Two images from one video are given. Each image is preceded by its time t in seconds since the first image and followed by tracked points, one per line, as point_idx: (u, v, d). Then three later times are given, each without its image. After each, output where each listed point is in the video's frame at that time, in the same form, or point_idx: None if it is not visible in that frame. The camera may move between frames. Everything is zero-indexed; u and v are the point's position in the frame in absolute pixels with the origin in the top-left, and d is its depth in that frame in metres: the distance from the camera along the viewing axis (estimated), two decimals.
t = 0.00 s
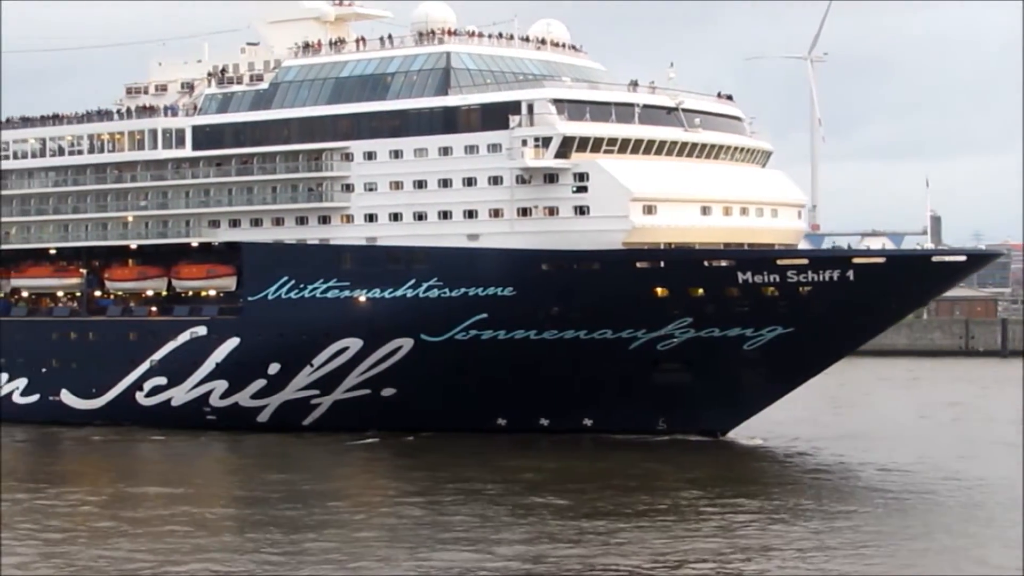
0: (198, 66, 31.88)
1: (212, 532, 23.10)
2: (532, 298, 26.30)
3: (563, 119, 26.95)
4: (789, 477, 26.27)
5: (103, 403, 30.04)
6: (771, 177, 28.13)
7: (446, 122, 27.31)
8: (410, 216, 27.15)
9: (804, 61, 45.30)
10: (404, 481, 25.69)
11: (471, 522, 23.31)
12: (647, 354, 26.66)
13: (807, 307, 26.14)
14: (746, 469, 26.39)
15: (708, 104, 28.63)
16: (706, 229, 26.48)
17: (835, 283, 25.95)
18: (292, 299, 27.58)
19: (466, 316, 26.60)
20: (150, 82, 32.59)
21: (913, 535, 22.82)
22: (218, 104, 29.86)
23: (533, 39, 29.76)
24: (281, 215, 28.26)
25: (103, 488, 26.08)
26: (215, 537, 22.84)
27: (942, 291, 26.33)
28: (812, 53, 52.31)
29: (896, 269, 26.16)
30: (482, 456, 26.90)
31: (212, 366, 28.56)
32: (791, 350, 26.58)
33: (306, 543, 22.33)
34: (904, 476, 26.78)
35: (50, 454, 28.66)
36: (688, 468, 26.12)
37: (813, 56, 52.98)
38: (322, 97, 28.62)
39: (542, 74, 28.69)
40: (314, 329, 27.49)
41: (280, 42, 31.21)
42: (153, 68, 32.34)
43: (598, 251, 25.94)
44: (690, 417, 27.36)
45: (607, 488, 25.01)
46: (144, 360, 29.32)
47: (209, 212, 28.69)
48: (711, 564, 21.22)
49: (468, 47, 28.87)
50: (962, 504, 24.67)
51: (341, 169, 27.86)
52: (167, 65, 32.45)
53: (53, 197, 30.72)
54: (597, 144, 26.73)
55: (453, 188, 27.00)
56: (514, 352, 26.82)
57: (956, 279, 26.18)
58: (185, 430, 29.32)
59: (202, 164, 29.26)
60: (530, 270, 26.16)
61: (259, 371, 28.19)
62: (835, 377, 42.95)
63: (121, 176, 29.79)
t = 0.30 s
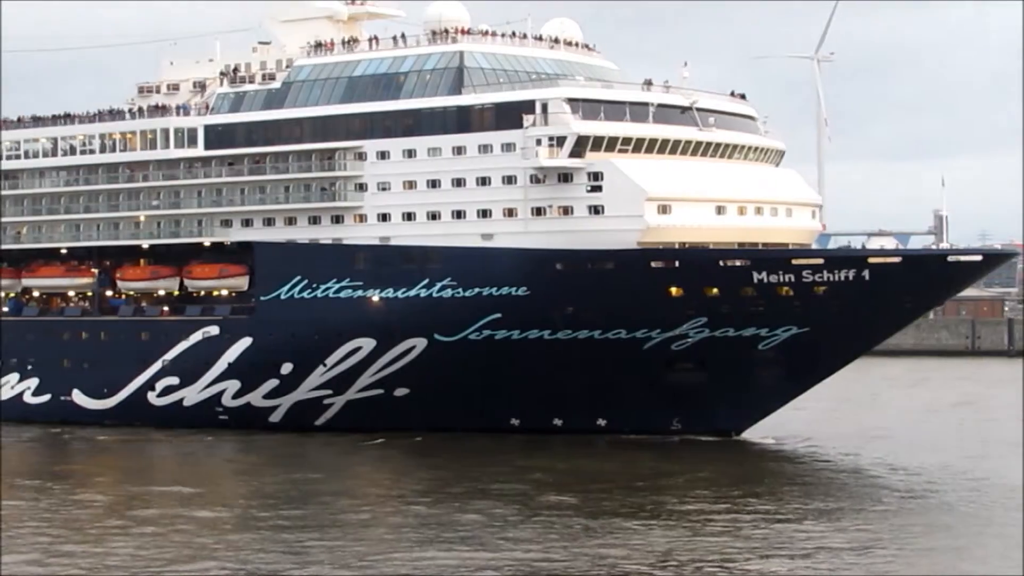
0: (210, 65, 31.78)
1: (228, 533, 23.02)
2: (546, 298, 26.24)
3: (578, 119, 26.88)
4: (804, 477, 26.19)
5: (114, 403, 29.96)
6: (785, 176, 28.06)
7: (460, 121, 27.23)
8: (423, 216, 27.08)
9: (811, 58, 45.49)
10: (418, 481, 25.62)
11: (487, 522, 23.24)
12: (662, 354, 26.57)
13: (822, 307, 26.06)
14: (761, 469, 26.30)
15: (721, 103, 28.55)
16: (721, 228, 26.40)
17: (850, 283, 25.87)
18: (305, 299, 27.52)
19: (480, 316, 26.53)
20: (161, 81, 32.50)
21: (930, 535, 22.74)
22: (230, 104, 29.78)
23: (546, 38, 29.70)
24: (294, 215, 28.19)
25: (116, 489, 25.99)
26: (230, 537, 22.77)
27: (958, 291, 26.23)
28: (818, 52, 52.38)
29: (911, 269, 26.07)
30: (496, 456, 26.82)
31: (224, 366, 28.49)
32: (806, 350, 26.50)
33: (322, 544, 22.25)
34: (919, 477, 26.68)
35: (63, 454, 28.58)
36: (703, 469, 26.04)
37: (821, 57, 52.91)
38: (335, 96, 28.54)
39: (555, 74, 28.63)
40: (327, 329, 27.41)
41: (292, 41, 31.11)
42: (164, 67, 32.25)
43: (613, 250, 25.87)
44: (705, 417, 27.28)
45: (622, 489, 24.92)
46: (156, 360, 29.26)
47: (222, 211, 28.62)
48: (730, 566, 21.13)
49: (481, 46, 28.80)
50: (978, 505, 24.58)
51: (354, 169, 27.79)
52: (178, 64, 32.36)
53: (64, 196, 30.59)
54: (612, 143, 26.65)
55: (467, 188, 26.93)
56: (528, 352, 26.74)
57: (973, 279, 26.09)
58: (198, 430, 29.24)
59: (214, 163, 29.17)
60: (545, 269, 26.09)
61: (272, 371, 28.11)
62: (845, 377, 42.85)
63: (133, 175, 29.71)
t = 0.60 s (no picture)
0: (222, 65, 31.71)
1: (241, 533, 22.95)
2: (560, 298, 26.18)
3: (591, 118, 26.84)
4: (819, 477, 26.11)
5: (126, 403, 29.90)
6: (799, 176, 28.01)
7: (474, 121, 27.18)
8: (437, 216, 27.03)
9: (819, 56, 45.74)
10: (431, 481, 25.55)
11: (501, 522, 23.18)
12: (676, 354, 26.51)
13: (837, 307, 26.01)
14: (775, 469, 26.23)
15: (735, 102, 28.52)
16: (735, 228, 26.35)
17: (866, 282, 25.82)
18: (317, 299, 27.46)
19: (494, 316, 26.47)
20: (173, 81, 32.43)
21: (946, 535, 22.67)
22: (243, 103, 29.72)
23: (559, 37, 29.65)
24: (307, 214, 28.12)
25: (128, 488, 25.94)
26: (244, 537, 22.71)
27: (974, 291, 26.16)
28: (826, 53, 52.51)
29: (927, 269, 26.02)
30: (509, 456, 26.76)
31: (236, 366, 28.43)
32: (821, 350, 26.44)
33: (336, 544, 22.20)
34: (934, 476, 26.61)
35: (74, 454, 28.52)
36: (718, 468, 25.97)
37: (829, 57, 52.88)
38: (348, 96, 28.49)
39: (569, 73, 28.58)
40: (339, 329, 27.35)
41: (305, 41, 31.04)
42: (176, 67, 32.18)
43: (627, 250, 25.82)
44: (719, 417, 27.21)
45: (637, 488, 24.87)
46: (168, 360, 29.20)
47: (235, 211, 28.57)
48: (746, 565, 21.07)
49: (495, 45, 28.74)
50: (993, 505, 24.51)
51: (367, 168, 27.75)
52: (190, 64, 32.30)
53: (76, 196, 30.52)
54: (626, 143, 26.61)
55: (481, 187, 26.88)
56: (542, 352, 26.68)
57: (988, 280, 26.02)
58: (210, 430, 29.18)
59: (226, 162, 29.10)
60: (558, 269, 26.05)
61: (284, 371, 28.05)
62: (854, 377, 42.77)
63: (145, 175, 29.65)
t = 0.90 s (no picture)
0: (234, 64, 31.63)
1: (256, 533, 22.90)
2: (575, 298, 26.13)
3: (606, 117, 26.78)
4: (834, 476, 26.04)
5: (138, 404, 29.84)
6: (813, 175, 27.95)
7: (488, 120, 27.11)
8: (451, 215, 26.98)
9: (828, 55, 45.79)
10: (446, 481, 25.49)
11: (517, 522, 23.12)
12: (691, 354, 26.44)
13: (852, 307, 25.95)
14: (790, 469, 26.16)
15: (749, 101, 28.46)
16: (750, 227, 26.29)
17: (881, 282, 25.76)
18: (331, 299, 27.40)
19: (508, 316, 26.40)
20: (185, 80, 32.35)
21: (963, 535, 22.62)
22: (255, 103, 29.64)
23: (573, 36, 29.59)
24: (320, 214, 28.06)
25: (142, 489, 25.88)
26: (259, 538, 22.66)
27: (989, 291, 26.09)
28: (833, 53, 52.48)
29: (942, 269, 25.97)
30: (523, 456, 26.69)
31: (249, 366, 28.37)
32: (836, 350, 26.38)
33: (352, 544, 22.14)
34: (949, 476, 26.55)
35: (87, 454, 28.46)
36: (733, 468, 25.90)
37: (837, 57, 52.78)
38: (361, 95, 28.42)
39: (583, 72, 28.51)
40: (353, 329, 27.28)
41: (317, 40, 30.96)
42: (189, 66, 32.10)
43: (642, 250, 25.77)
44: (733, 417, 27.14)
45: (653, 489, 24.81)
46: (181, 360, 29.14)
47: (247, 210, 28.52)
48: (765, 566, 21.01)
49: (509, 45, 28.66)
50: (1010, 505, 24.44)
51: (381, 168, 27.68)
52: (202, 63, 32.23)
53: (88, 196, 30.45)
54: (641, 142, 26.54)
55: (495, 187, 26.82)
56: (556, 352, 26.60)
57: (1004, 280, 25.94)
58: (222, 430, 29.12)
59: (239, 162, 29.03)
60: (573, 269, 26.00)
61: (297, 371, 27.98)
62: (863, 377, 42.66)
63: (157, 174, 29.59)
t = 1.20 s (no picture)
0: (247, 63, 31.54)
1: (272, 533, 22.85)
2: (590, 298, 26.07)
3: (622, 116, 26.73)
4: (850, 475, 25.97)
5: (152, 404, 29.78)
6: (829, 174, 27.90)
7: (503, 119, 27.05)
8: (466, 215, 26.94)
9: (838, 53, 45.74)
10: (462, 481, 25.43)
11: (534, 522, 23.06)
12: (707, 354, 26.38)
13: (869, 307, 25.87)
14: (806, 469, 26.09)
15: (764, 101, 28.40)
16: (766, 227, 26.24)
17: (898, 282, 25.68)
18: (345, 298, 27.35)
19: (523, 316, 26.35)
20: (198, 79, 32.27)
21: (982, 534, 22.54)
22: (269, 102, 29.57)
23: (588, 35, 29.52)
24: (334, 213, 28.00)
25: (156, 489, 25.80)
26: (276, 538, 22.61)
27: (1007, 290, 25.99)
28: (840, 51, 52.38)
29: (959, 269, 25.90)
30: (538, 456, 26.62)
31: (263, 365, 28.31)
32: (853, 350, 26.31)
33: (369, 544, 22.08)
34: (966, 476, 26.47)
35: (100, 454, 28.39)
36: (749, 468, 25.83)
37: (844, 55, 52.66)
38: (376, 94, 28.37)
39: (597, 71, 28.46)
40: (367, 328, 27.22)
41: (331, 39, 30.89)
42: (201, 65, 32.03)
43: (658, 249, 25.72)
44: (749, 417, 27.06)
45: (670, 489, 24.74)
46: (194, 360, 29.09)
47: (262, 210, 28.48)
48: (785, 567, 20.94)
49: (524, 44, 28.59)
50: None
51: (395, 167, 27.63)
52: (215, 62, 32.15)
53: (101, 195, 30.38)
54: (657, 141, 26.55)
55: (511, 186, 26.77)
56: (571, 352, 26.54)
57: (1022, 279, 25.83)
58: (236, 431, 29.05)
59: (253, 161, 28.97)
60: (588, 269, 25.95)
61: (312, 371, 27.92)
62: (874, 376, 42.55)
63: (171, 174, 29.54)
